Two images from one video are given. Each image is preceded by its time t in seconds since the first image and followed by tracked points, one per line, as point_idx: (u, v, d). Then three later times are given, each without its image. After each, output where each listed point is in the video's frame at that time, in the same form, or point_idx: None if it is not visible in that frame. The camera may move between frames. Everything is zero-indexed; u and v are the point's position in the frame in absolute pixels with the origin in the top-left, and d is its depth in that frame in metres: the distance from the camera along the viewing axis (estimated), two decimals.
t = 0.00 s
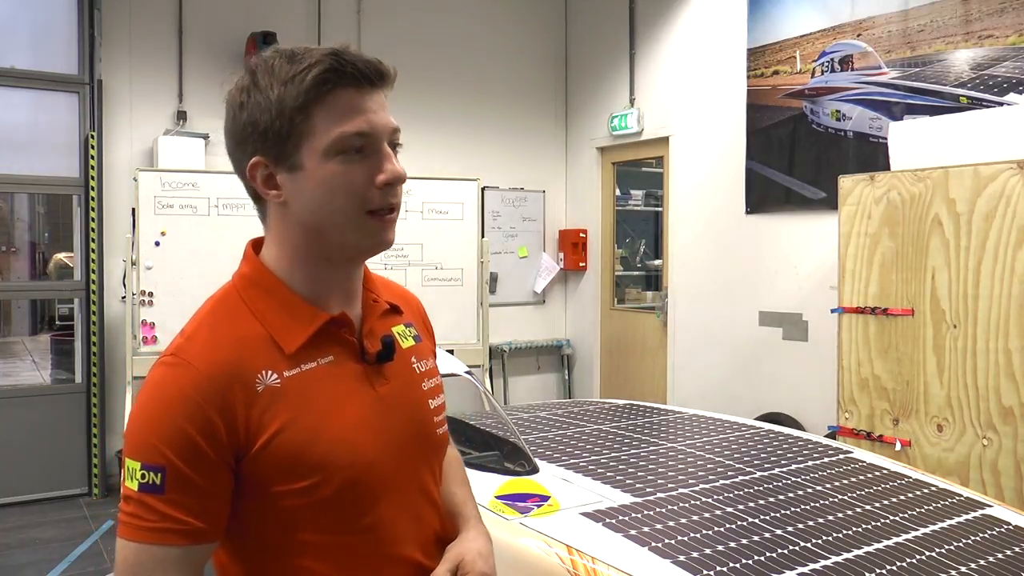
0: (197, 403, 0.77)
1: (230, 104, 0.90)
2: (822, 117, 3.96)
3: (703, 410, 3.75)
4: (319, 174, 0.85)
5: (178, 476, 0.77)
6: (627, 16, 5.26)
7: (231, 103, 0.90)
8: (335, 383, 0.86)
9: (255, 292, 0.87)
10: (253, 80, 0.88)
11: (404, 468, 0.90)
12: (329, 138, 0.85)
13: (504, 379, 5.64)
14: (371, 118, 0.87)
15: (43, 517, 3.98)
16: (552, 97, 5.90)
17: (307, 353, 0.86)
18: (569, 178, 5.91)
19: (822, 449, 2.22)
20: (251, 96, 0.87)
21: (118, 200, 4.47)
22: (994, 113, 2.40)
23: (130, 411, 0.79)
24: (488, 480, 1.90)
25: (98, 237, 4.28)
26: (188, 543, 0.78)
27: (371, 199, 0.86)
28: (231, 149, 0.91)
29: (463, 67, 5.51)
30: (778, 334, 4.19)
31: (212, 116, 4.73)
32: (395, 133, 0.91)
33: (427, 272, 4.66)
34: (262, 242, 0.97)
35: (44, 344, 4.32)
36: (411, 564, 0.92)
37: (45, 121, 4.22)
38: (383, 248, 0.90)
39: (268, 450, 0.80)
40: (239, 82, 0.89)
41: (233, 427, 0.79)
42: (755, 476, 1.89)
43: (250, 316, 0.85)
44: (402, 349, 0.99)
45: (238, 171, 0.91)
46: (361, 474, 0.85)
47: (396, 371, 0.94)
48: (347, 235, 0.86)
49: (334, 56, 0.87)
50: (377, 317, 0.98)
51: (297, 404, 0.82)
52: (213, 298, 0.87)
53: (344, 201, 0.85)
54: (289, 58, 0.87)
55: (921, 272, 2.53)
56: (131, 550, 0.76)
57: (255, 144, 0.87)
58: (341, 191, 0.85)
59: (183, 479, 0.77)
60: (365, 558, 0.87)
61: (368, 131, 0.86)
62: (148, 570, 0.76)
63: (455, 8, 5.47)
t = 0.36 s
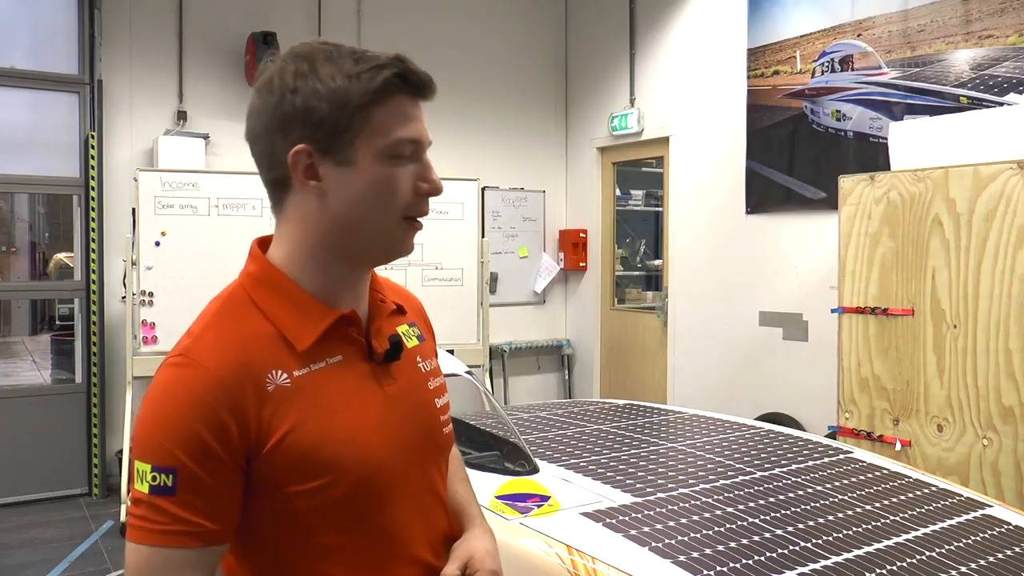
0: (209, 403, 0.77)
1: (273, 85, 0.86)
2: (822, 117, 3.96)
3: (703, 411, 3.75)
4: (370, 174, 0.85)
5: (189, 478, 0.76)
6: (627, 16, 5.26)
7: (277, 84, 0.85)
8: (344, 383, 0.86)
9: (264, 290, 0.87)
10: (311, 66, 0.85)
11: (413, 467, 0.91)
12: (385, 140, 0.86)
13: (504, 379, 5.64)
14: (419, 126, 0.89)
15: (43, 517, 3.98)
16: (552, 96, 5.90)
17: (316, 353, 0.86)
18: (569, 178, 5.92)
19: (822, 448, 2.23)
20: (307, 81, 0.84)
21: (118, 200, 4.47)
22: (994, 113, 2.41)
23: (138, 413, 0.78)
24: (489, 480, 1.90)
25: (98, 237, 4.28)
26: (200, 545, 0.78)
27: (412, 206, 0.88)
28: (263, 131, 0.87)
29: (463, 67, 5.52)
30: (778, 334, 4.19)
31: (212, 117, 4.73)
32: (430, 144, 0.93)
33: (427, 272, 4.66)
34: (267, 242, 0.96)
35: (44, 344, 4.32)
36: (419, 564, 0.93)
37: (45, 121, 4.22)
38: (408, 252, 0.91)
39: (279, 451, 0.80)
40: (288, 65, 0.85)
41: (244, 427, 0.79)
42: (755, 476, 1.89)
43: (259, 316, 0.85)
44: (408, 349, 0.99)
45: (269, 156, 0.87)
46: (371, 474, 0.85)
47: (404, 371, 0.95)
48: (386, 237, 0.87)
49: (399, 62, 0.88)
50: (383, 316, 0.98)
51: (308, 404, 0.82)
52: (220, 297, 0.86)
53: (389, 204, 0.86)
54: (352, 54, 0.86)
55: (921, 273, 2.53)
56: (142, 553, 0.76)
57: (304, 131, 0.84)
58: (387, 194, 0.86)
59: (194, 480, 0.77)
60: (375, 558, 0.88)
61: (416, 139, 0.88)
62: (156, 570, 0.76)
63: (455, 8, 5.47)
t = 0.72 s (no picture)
0: (222, 402, 0.76)
1: (327, 84, 0.85)
2: (822, 117, 3.96)
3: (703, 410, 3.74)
4: (416, 180, 0.88)
5: (201, 478, 0.76)
6: (627, 16, 5.26)
7: (335, 81, 0.85)
8: (351, 383, 0.86)
9: (271, 289, 0.87)
10: (372, 71, 0.86)
11: (418, 467, 0.91)
12: (432, 151, 0.89)
13: (504, 379, 5.64)
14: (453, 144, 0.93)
15: (42, 517, 3.98)
16: (551, 96, 5.89)
17: (324, 353, 0.86)
18: (569, 178, 5.91)
19: (822, 448, 2.23)
20: (368, 84, 0.85)
21: (118, 200, 4.47)
22: (994, 113, 2.41)
23: (146, 413, 0.77)
24: (488, 480, 1.90)
25: (98, 237, 4.27)
26: (210, 546, 0.77)
27: (442, 216, 0.92)
28: (309, 122, 0.86)
29: (463, 67, 5.52)
30: (778, 334, 4.19)
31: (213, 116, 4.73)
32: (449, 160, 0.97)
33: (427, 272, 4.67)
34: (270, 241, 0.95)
35: (44, 344, 4.32)
36: (422, 564, 0.93)
37: (46, 121, 4.22)
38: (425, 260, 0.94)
39: (291, 450, 0.79)
40: (344, 67, 0.86)
41: (256, 426, 0.78)
42: (755, 476, 1.89)
43: (267, 315, 0.84)
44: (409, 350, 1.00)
45: (310, 148, 0.86)
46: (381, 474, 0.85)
47: (406, 372, 0.95)
48: (419, 244, 0.90)
49: (448, 80, 0.92)
50: (385, 317, 0.99)
51: (318, 404, 0.82)
52: (226, 297, 0.86)
53: (427, 212, 0.89)
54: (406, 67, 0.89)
55: (922, 272, 2.53)
56: (153, 554, 0.75)
57: (361, 131, 0.85)
58: (427, 201, 0.89)
59: (206, 480, 0.76)
60: (380, 558, 0.88)
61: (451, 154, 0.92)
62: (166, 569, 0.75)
63: (455, 8, 5.47)
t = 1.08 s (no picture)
0: (235, 401, 0.75)
1: (343, 88, 0.85)
2: (822, 117, 3.96)
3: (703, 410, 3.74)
4: (425, 187, 0.89)
5: (216, 479, 0.74)
6: (627, 16, 5.26)
7: (350, 85, 0.85)
8: (354, 382, 0.86)
9: (273, 288, 0.86)
10: (384, 77, 0.87)
11: (416, 464, 0.92)
12: (438, 157, 0.91)
13: (504, 379, 5.64)
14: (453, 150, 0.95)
15: (42, 517, 3.98)
16: (552, 96, 5.89)
17: (327, 352, 0.86)
18: (569, 178, 5.91)
19: (822, 448, 2.22)
20: (384, 91, 0.86)
21: (118, 200, 4.47)
22: (994, 113, 2.41)
23: (154, 416, 0.75)
24: (488, 480, 1.90)
25: (98, 237, 4.27)
26: (227, 549, 0.76)
27: (442, 221, 0.94)
28: (320, 124, 0.85)
29: (463, 67, 5.52)
30: (778, 334, 4.19)
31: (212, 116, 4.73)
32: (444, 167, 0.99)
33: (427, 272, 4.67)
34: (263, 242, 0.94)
35: (44, 344, 4.32)
36: (422, 562, 0.94)
37: (45, 121, 4.22)
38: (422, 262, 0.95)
39: (301, 450, 0.79)
40: (359, 72, 0.87)
41: (268, 426, 0.77)
42: (756, 476, 1.89)
43: (271, 315, 0.83)
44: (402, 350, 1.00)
45: (320, 149, 0.86)
46: (387, 472, 0.85)
47: (401, 372, 0.96)
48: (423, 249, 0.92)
49: (452, 91, 0.94)
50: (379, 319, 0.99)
51: (326, 402, 0.82)
52: (226, 297, 0.84)
53: (432, 218, 0.91)
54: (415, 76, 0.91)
55: (921, 272, 2.53)
56: (170, 561, 0.73)
57: (374, 136, 0.86)
58: (433, 207, 0.91)
59: (222, 481, 0.75)
60: (385, 558, 0.88)
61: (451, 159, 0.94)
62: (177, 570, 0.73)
63: (455, 8, 5.47)
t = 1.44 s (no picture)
0: (233, 400, 0.75)
1: (334, 87, 0.85)
2: (822, 117, 3.96)
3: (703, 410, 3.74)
4: (414, 185, 0.90)
5: (216, 479, 0.74)
6: (627, 16, 5.26)
7: (341, 85, 0.85)
8: (348, 381, 0.86)
9: (266, 288, 0.85)
10: (373, 77, 0.88)
11: (409, 463, 0.92)
12: (426, 156, 0.92)
13: (504, 379, 5.64)
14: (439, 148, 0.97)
15: (42, 517, 3.98)
16: (552, 96, 5.89)
17: (320, 352, 0.86)
18: (569, 178, 5.91)
19: (822, 448, 2.22)
20: (374, 91, 0.87)
21: (118, 200, 4.47)
22: (994, 113, 2.41)
23: (151, 417, 0.74)
24: (488, 480, 1.90)
25: (98, 237, 4.27)
26: (226, 549, 0.75)
27: (429, 219, 0.95)
28: (315, 122, 0.85)
29: (463, 66, 5.52)
30: (778, 334, 4.19)
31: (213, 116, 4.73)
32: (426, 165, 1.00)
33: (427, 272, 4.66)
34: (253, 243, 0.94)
35: (44, 344, 4.31)
36: (415, 562, 0.94)
37: (45, 121, 4.22)
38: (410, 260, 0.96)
39: (298, 449, 0.79)
40: (349, 73, 0.87)
41: (266, 425, 0.77)
42: (755, 476, 1.89)
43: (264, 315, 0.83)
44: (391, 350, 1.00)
45: (313, 147, 0.85)
46: (381, 470, 0.86)
47: (391, 372, 0.96)
48: (411, 248, 0.93)
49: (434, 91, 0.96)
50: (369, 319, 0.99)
51: (322, 401, 0.82)
52: (219, 296, 0.84)
53: (420, 216, 0.92)
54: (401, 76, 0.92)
55: (921, 272, 2.53)
56: (170, 563, 0.73)
57: (367, 135, 0.86)
58: (420, 205, 0.92)
59: (221, 482, 0.74)
60: (379, 557, 0.88)
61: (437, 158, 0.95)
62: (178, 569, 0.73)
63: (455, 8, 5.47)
